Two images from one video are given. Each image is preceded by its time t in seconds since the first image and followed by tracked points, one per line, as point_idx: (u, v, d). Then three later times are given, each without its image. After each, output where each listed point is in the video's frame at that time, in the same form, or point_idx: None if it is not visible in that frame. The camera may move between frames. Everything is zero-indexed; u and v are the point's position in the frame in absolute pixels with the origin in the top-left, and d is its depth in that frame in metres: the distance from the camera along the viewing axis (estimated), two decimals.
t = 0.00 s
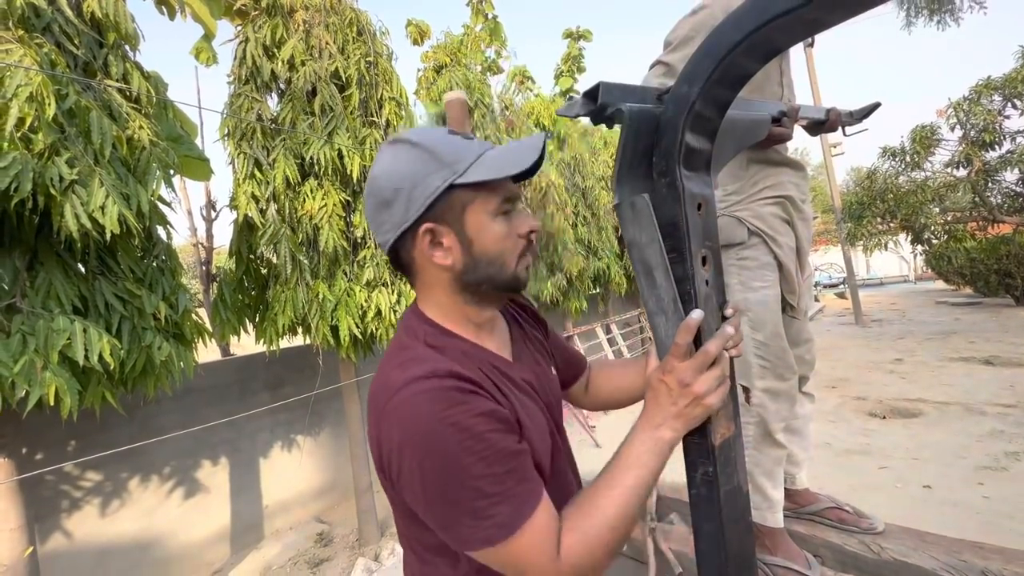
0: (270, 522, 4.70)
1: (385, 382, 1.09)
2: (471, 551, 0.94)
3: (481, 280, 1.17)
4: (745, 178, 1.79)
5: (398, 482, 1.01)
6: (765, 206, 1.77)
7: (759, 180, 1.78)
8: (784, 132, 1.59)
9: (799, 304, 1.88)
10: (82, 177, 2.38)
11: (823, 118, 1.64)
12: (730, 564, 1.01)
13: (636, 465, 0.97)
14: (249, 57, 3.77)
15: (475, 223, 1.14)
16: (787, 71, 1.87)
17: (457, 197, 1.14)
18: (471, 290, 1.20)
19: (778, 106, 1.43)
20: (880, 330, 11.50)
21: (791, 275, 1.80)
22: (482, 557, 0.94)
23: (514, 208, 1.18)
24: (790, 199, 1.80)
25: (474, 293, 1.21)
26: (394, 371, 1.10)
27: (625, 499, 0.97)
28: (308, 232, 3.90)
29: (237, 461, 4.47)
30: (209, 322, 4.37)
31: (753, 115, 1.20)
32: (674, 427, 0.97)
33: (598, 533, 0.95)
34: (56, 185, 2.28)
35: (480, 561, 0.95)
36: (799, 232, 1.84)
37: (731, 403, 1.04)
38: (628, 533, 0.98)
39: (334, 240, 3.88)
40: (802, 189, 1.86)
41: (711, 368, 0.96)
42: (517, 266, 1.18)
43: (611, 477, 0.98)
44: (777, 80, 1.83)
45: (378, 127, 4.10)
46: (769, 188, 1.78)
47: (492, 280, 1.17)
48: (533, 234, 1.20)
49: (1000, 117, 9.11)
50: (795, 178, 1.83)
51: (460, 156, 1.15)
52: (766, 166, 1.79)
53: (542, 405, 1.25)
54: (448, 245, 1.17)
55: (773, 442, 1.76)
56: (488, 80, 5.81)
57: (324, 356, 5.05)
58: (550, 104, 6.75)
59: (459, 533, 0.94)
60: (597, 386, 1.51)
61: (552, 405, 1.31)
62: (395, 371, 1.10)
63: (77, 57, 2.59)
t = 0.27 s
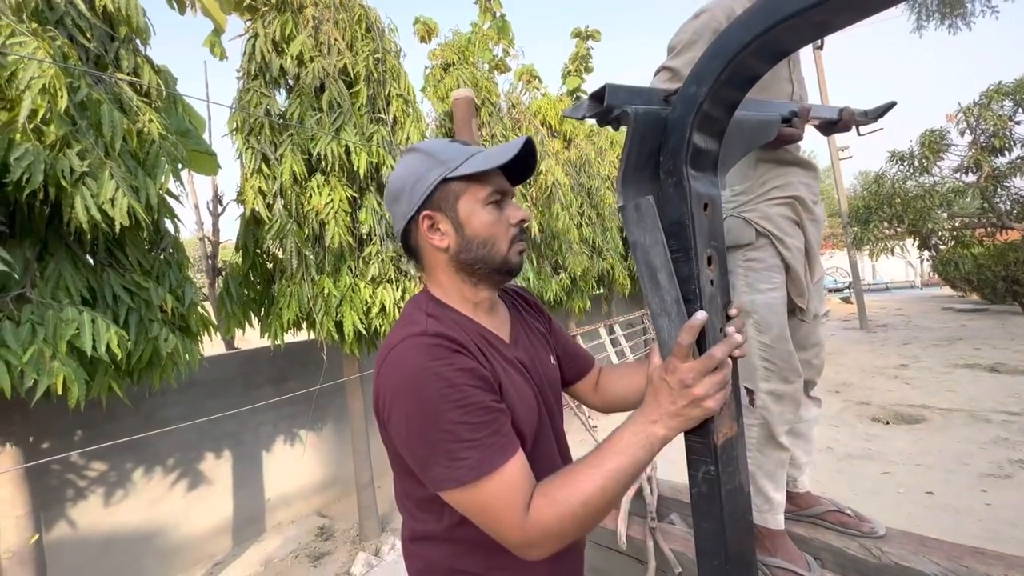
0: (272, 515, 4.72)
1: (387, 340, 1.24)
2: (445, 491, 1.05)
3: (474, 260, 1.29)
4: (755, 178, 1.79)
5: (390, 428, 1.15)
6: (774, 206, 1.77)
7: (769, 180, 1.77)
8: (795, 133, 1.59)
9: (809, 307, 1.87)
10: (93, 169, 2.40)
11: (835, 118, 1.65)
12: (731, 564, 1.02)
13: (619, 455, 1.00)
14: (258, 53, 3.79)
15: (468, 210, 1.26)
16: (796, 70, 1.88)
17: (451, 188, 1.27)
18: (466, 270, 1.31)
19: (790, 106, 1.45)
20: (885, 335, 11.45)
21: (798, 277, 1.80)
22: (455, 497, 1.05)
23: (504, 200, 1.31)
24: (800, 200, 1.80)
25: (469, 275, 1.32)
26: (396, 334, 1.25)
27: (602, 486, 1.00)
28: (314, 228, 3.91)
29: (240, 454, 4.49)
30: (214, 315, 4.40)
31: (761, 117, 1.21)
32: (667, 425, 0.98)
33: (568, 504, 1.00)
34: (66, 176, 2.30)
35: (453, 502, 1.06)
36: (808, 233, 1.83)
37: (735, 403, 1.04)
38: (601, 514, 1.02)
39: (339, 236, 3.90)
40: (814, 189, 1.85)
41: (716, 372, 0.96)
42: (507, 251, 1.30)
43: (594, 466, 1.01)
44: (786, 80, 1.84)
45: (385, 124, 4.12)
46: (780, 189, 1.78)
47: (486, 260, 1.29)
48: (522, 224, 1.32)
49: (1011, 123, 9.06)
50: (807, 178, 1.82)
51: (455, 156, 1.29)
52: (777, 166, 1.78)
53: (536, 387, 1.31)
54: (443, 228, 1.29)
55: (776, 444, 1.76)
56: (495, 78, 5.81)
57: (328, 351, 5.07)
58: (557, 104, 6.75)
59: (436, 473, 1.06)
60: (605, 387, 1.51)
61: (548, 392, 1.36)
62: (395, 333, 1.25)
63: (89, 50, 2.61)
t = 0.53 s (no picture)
0: (274, 508, 4.75)
1: (399, 326, 1.25)
2: (451, 477, 1.06)
3: (488, 250, 1.30)
4: (766, 177, 1.79)
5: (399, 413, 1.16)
6: (785, 206, 1.77)
7: (779, 179, 1.77)
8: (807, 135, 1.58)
9: (821, 310, 1.85)
10: (104, 161, 2.42)
11: (849, 118, 1.64)
12: (735, 563, 1.02)
13: (624, 452, 1.01)
14: (268, 48, 3.81)
15: (485, 200, 1.27)
16: (807, 66, 1.88)
17: (470, 179, 1.28)
18: (480, 259, 1.32)
19: (802, 107, 1.45)
20: (890, 340, 11.41)
21: (809, 278, 1.79)
22: (461, 483, 1.06)
23: (518, 194, 1.33)
24: (811, 200, 1.80)
25: (483, 265, 1.33)
26: (409, 320, 1.26)
27: (605, 483, 1.01)
28: (321, 223, 3.93)
29: (244, 446, 4.52)
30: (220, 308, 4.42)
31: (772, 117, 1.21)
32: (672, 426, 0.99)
33: (572, 497, 1.01)
34: (78, 167, 2.32)
35: (458, 488, 1.07)
36: (820, 234, 1.82)
37: (740, 404, 1.05)
38: (603, 510, 1.03)
39: (346, 231, 3.91)
40: (826, 189, 1.84)
41: (723, 374, 0.96)
42: (519, 244, 1.32)
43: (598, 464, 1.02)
44: (797, 76, 1.84)
45: (392, 120, 4.12)
46: (790, 188, 1.78)
47: (500, 251, 1.30)
48: (534, 219, 1.34)
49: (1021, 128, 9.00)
50: (818, 178, 1.82)
51: (474, 148, 1.31)
52: (788, 165, 1.78)
53: (545, 378, 1.32)
54: (461, 218, 1.30)
55: (782, 447, 1.77)
56: (503, 76, 5.81)
57: (332, 346, 5.09)
58: (564, 102, 6.75)
59: (443, 459, 1.06)
60: (612, 387, 1.52)
61: (557, 385, 1.37)
62: (407, 319, 1.26)
63: (101, 43, 2.63)
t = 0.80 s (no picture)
0: (276, 503, 4.76)
1: (408, 326, 1.24)
2: (462, 480, 1.06)
3: (509, 242, 1.31)
4: (772, 177, 1.78)
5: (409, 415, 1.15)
6: (790, 207, 1.76)
7: (785, 179, 1.77)
8: (814, 137, 1.58)
9: (827, 314, 1.83)
10: (110, 156, 2.43)
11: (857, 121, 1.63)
12: (736, 566, 1.01)
13: (634, 454, 1.01)
14: (274, 44, 3.81)
15: (505, 193, 1.29)
16: (813, 66, 1.86)
17: (489, 173, 1.29)
18: (501, 253, 1.33)
19: (810, 109, 1.45)
20: (894, 343, 11.37)
21: (815, 279, 1.77)
22: (471, 486, 1.05)
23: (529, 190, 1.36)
24: (818, 201, 1.78)
25: (501, 258, 1.34)
26: (418, 319, 1.26)
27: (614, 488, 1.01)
28: (325, 220, 3.93)
29: (245, 441, 4.53)
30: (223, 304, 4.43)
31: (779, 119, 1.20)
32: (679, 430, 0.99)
33: (581, 500, 1.01)
34: (84, 162, 2.33)
35: (468, 491, 1.06)
36: (827, 235, 1.80)
37: (745, 406, 1.04)
38: (613, 513, 1.03)
39: (349, 228, 3.91)
40: (834, 190, 1.83)
41: (729, 377, 0.96)
42: (536, 237, 1.35)
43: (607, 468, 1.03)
44: (803, 75, 1.83)
45: (397, 117, 4.12)
46: (796, 189, 1.77)
47: (519, 244, 1.32)
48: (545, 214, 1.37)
49: None
50: (825, 178, 1.81)
51: (489, 143, 1.33)
52: (795, 165, 1.77)
53: (553, 378, 1.32)
54: (483, 211, 1.29)
55: (785, 451, 1.76)
56: (508, 74, 5.81)
57: (335, 342, 5.10)
58: (569, 101, 6.74)
59: (454, 461, 1.06)
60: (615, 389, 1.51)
61: (566, 386, 1.36)
62: (416, 319, 1.25)
63: (108, 38, 2.64)
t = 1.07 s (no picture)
0: (276, 501, 4.77)
1: (406, 333, 1.24)
2: (463, 489, 1.05)
3: (506, 241, 1.30)
4: (776, 179, 1.78)
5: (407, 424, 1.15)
6: (797, 207, 1.76)
7: (790, 180, 1.76)
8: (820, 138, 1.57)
9: (833, 315, 1.82)
10: (114, 152, 2.43)
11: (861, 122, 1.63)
12: (741, 568, 1.01)
13: (635, 458, 1.01)
14: (277, 41, 3.81)
15: (499, 192, 1.28)
16: (818, 66, 1.86)
17: (481, 172, 1.28)
18: (498, 253, 1.32)
19: (816, 110, 1.44)
20: (896, 345, 11.35)
21: (822, 279, 1.76)
22: (472, 493, 1.04)
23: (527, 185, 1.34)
24: (825, 201, 1.78)
25: (500, 257, 1.33)
26: (416, 326, 1.25)
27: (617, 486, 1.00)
28: (327, 218, 3.93)
29: (246, 439, 4.53)
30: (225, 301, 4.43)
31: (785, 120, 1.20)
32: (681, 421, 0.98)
33: (587, 502, 1.01)
34: (88, 158, 2.33)
35: (470, 500, 1.06)
36: (834, 235, 1.79)
37: (750, 407, 1.04)
38: (617, 516, 1.02)
39: (352, 227, 3.91)
40: (840, 190, 1.81)
41: (726, 367, 0.94)
42: (536, 233, 1.32)
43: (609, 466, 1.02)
44: (807, 76, 1.83)
45: (400, 116, 4.12)
46: (802, 189, 1.76)
47: (517, 243, 1.30)
48: (545, 209, 1.35)
49: None
50: (831, 179, 1.80)
51: (482, 140, 1.32)
52: (801, 165, 1.77)
53: (556, 381, 1.32)
54: (477, 212, 1.29)
55: (788, 453, 1.76)
56: (511, 73, 5.80)
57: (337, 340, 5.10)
58: (572, 101, 6.74)
59: (452, 469, 1.05)
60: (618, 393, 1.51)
61: (568, 389, 1.36)
62: (413, 327, 1.25)
63: (113, 34, 2.64)
